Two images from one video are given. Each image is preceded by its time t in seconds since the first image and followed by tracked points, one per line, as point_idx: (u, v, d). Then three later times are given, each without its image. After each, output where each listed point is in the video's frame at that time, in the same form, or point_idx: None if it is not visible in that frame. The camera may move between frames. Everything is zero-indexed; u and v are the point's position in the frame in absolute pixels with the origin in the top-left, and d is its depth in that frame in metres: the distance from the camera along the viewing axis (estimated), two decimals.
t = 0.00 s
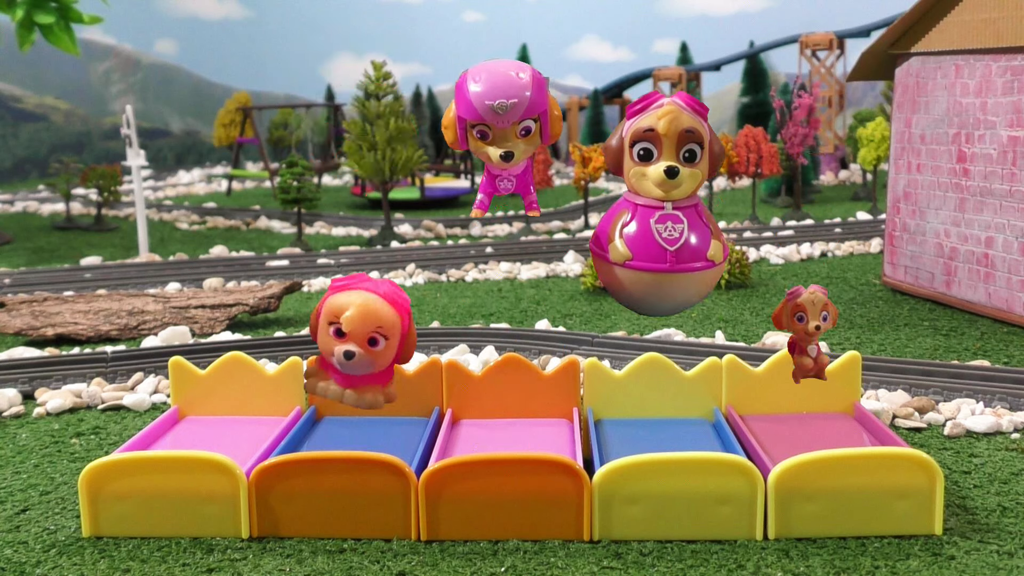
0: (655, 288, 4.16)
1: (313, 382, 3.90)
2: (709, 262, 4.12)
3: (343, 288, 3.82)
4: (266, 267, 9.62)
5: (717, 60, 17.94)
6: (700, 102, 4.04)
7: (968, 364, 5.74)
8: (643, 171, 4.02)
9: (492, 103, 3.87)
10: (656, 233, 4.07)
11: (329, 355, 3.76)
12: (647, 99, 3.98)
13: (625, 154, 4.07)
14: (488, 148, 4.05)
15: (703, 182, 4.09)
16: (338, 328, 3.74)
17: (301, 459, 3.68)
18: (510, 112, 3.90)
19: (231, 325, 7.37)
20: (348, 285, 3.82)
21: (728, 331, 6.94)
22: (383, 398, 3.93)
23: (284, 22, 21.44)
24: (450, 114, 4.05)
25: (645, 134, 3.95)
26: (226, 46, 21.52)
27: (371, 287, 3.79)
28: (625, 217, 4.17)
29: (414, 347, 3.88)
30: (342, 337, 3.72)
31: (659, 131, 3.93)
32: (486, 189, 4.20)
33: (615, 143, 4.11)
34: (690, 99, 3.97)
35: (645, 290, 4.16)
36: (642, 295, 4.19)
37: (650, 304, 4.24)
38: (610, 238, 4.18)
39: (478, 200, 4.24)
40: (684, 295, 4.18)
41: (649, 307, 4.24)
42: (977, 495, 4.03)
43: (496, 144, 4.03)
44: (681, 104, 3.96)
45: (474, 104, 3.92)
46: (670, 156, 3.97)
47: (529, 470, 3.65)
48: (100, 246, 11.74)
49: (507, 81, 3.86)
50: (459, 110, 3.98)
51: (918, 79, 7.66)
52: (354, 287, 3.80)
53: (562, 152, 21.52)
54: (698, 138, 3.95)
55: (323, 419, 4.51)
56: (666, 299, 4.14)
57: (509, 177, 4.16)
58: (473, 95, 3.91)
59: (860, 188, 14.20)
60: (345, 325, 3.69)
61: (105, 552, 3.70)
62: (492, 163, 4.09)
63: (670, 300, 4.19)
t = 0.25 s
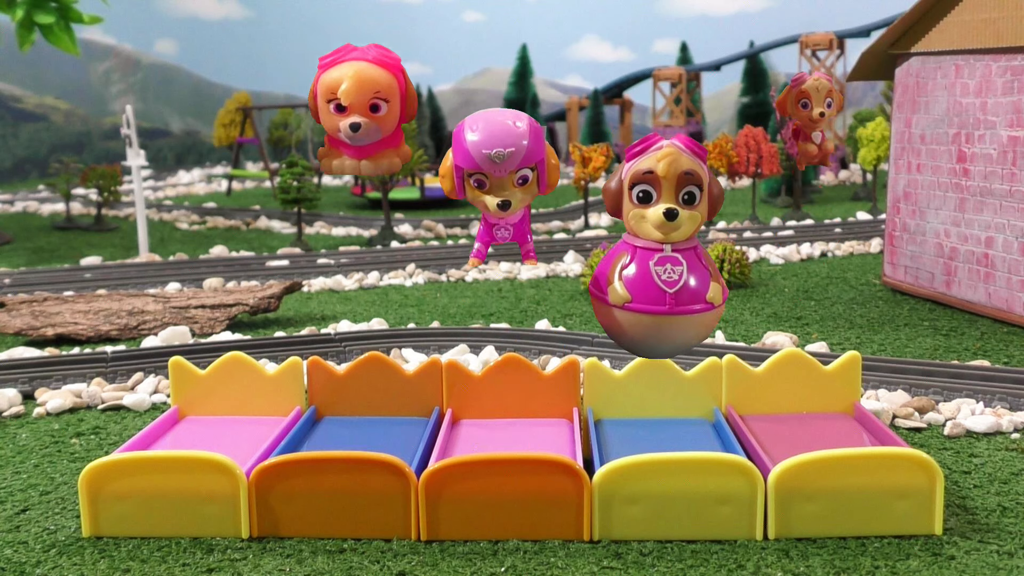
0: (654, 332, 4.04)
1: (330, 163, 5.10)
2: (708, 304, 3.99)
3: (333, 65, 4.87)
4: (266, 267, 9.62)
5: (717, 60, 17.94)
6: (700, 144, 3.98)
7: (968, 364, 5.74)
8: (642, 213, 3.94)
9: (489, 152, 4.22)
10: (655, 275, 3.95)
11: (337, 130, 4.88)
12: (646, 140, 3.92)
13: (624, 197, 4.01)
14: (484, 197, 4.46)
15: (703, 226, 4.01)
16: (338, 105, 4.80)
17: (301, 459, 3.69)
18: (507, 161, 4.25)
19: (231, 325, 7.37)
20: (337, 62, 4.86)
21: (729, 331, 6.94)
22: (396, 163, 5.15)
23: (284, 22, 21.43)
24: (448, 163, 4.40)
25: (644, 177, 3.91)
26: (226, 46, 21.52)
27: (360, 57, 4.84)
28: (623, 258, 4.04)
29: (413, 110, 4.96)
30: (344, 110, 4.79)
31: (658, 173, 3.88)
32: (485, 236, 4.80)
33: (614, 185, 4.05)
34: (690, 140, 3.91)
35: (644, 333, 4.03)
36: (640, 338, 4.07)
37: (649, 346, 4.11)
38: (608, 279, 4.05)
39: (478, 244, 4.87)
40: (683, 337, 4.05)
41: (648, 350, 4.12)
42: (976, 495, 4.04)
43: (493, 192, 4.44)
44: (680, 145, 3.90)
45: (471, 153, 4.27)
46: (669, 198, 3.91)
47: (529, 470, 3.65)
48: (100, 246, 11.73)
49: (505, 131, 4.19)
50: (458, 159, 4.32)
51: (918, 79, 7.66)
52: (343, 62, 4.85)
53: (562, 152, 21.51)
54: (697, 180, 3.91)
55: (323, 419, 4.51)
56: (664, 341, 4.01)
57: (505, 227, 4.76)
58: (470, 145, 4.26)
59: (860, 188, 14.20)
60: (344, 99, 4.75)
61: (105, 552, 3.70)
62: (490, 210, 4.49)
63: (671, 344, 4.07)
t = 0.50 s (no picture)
0: (656, 386, 3.58)
1: (325, 72, 4.49)
2: (710, 358, 3.56)
3: None
4: (266, 267, 9.62)
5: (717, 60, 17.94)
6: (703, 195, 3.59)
7: (968, 364, 5.74)
8: (643, 266, 3.52)
9: (488, 244, 3.80)
10: (656, 327, 3.51)
11: (334, 38, 4.34)
12: (646, 192, 3.54)
13: (625, 251, 3.59)
14: (484, 289, 4.04)
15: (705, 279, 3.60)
16: (334, 14, 4.29)
17: (301, 459, 3.69)
18: (507, 253, 3.82)
19: (231, 325, 7.37)
20: None
21: (728, 331, 6.94)
22: (395, 73, 4.50)
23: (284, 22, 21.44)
24: (448, 254, 3.99)
25: (646, 230, 3.50)
26: (226, 46, 21.51)
27: None
28: (624, 311, 3.60)
29: (414, 18, 4.37)
30: (340, 19, 4.27)
31: (660, 226, 3.48)
32: (484, 329, 4.46)
33: (615, 237, 3.64)
34: (693, 191, 3.51)
35: (645, 387, 3.58)
36: (642, 393, 3.61)
37: (650, 401, 3.64)
38: (609, 332, 3.63)
39: (478, 336, 4.53)
40: (687, 391, 3.59)
41: (649, 405, 3.64)
42: (977, 495, 4.03)
43: (493, 284, 4.03)
44: (683, 196, 3.51)
45: (471, 245, 3.85)
46: (671, 251, 3.50)
47: (529, 470, 3.65)
48: (100, 246, 11.73)
49: (506, 222, 3.79)
50: (458, 250, 3.90)
51: (918, 79, 7.66)
52: None
53: (562, 152, 21.49)
54: (700, 233, 3.51)
55: (323, 419, 4.51)
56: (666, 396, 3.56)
57: (505, 317, 4.40)
58: (470, 237, 3.84)
59: (860, 188, 14.20)
60: (341, 8, 4.23)
61: (105, 552, 3.70)
62: (489, 302, 4.09)
63: (673, 399, 3.61)
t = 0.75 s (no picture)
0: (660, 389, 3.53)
1: (321, 171, 4.26)
2: (715, 360, 3.49)
3: (324, 72, 4.13)
4: (266, 267, 9.62)
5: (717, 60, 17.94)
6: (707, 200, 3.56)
7: (968, 364, 5.74)
8: (648, 269, 3.49)
9: (495, 304, 3.45)
10: (661, 329, 3.46)
11: (330, 138, 4.09)
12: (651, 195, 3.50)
13: (629, 253, 3.56)
14: (490, 350, 3.60)
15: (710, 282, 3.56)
16: (330, 112, 4.04)
17: (301, 459, 3.69)
18: (514, 313, 3.47)
19: (231, 325, 7.37)
20: (329, 68, 4.12)
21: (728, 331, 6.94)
22: (391, 170, 4.25)
23: (284, 22, 21.45)
24: (452, 315, 3.61)
25: (651, 233, 3.47)
26: (226, 46, 21.51)
27: (353, 63, 4.10)
28: (629, 314, 3.56)
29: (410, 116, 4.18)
30: (336, 118, 4.02)
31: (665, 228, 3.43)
32: (490, 390, 3.97)
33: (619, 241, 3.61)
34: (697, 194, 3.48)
35: (649, 390, 3.53)
36: (646, 396, 3.56)
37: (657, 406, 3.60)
38: (614, 334, 3.58)
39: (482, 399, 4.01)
40: (690, 394, 3.53)
41: (654, 407, 3.59)
42: (977, 495, 4.03)
43: (499, 345, 3.59)
44: (687, 198, 3.47)
45: (476, 305, 3.49)
46: (676, 253, 3.45)
47: (529, 470, 3.65)
48: (100, 246, 11.73)
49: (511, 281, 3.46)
50: (462, 310, 3.54)
51: (918, 79, 7.65)
52: (335, 69, 4.11)
53: (562, 152, 21.49)
54: (705, 236, 3.46)
55: (323, 419, 4.51)
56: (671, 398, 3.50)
57: (511, 378, 3.89)
58: (475, 297, 3.49)
59: (860, 188, 14.20)
60: (337, 106, 3.99)
61: (105, 552, 3.70)
62: (495, 364, 3.65)
63: (677, 402, 3.55)
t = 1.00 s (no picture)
0: (663, 307, 4.51)
1: (323, 392, 4.09)
2: (714, 282, 4.47)
3: (327, 294, 3.98)
4: (266, 267, 9.62)
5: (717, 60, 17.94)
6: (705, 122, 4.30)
7: (968, 364, 5.74)
8: (650, 190, 4.29)
9: (497, 161, 4.07)
10: (664, 253, 4.40)
11: (332, 360, 3.94)
12: (653, 120, 4.25)
13: (633, 174, 4.34)
14: (492, 206, 4.24)
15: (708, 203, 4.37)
16: (333, 333, 3.89)
17: (301, 459, 3.68)
18: (515, 169, 4.09)
19: (231, 325, 7.36)
20: (331, 290, 3.97)
21: (728, 331, 6.94)
22: (394, 393, 4.12)
23: (284, 22, 21.44)
24: (455, 171, 4.25)
25: (652, 154, 4.22)
26: (226, 46, 21.51)
27: (356, 284, 3.94)
28: (633, 237, 4.48)
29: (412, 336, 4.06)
30: (338, 340, 3.88)
31: (666, 151, 4.18)
32: (492, 246, 4.51)
33: (623, 163, 4.38)
34: (697, 119, 4.22)
35: (651, 308, 4.50)
36: (649, 313, 4.53)
37: (658, 326, 4.59)
38: (617, 257, 4.51)
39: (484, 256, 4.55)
40: (691, 312, 4.53)
41: (657, 325, 4.57)
42: (977, 495, 4.03)
43: (501, 201, 4.23)
44: (687, 124, 4.21)
45: (479, 161, 4.11)
46: (676, 176, 4.23)
47: (529, 470, 3.65)
48: (100, 246, 11.73)
49: (512, 138, 4.07)
50: (465, 168, 4.18)
51: (918, 79, 7.65)
52: (338, 290, 3.96)
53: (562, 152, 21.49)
54: (704, 158, 4.22)
55: (323, 419, 4.51)
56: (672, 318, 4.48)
57: (512, 235, 4.45)
58: (477, 153, 4.11)
59: (860, 188, 14.20)
60: (339, 328, 3.86)
61: (105, 552, 3.70)
62: (497, 220, 4.28)
63: (678, 319, 4.54)
